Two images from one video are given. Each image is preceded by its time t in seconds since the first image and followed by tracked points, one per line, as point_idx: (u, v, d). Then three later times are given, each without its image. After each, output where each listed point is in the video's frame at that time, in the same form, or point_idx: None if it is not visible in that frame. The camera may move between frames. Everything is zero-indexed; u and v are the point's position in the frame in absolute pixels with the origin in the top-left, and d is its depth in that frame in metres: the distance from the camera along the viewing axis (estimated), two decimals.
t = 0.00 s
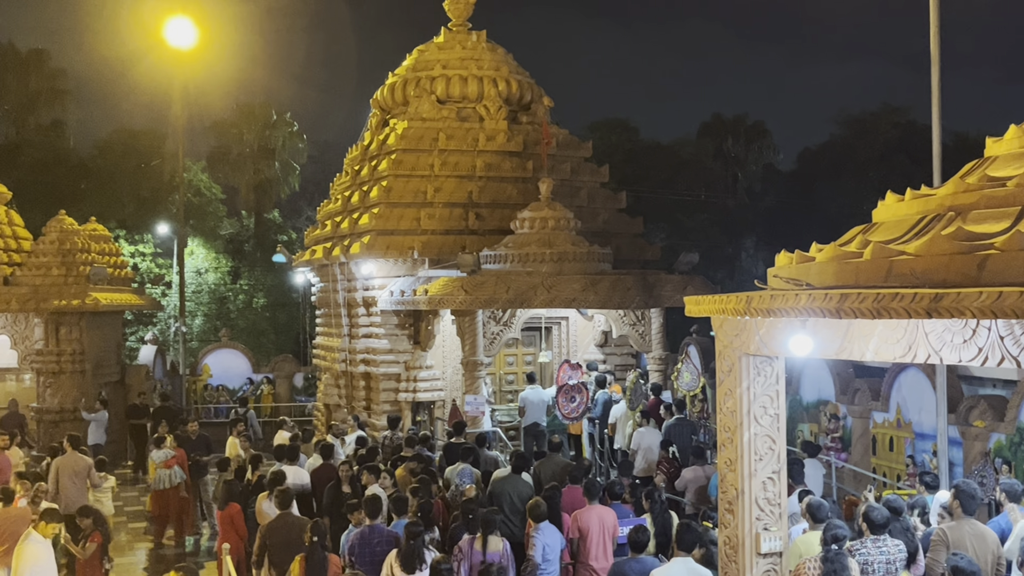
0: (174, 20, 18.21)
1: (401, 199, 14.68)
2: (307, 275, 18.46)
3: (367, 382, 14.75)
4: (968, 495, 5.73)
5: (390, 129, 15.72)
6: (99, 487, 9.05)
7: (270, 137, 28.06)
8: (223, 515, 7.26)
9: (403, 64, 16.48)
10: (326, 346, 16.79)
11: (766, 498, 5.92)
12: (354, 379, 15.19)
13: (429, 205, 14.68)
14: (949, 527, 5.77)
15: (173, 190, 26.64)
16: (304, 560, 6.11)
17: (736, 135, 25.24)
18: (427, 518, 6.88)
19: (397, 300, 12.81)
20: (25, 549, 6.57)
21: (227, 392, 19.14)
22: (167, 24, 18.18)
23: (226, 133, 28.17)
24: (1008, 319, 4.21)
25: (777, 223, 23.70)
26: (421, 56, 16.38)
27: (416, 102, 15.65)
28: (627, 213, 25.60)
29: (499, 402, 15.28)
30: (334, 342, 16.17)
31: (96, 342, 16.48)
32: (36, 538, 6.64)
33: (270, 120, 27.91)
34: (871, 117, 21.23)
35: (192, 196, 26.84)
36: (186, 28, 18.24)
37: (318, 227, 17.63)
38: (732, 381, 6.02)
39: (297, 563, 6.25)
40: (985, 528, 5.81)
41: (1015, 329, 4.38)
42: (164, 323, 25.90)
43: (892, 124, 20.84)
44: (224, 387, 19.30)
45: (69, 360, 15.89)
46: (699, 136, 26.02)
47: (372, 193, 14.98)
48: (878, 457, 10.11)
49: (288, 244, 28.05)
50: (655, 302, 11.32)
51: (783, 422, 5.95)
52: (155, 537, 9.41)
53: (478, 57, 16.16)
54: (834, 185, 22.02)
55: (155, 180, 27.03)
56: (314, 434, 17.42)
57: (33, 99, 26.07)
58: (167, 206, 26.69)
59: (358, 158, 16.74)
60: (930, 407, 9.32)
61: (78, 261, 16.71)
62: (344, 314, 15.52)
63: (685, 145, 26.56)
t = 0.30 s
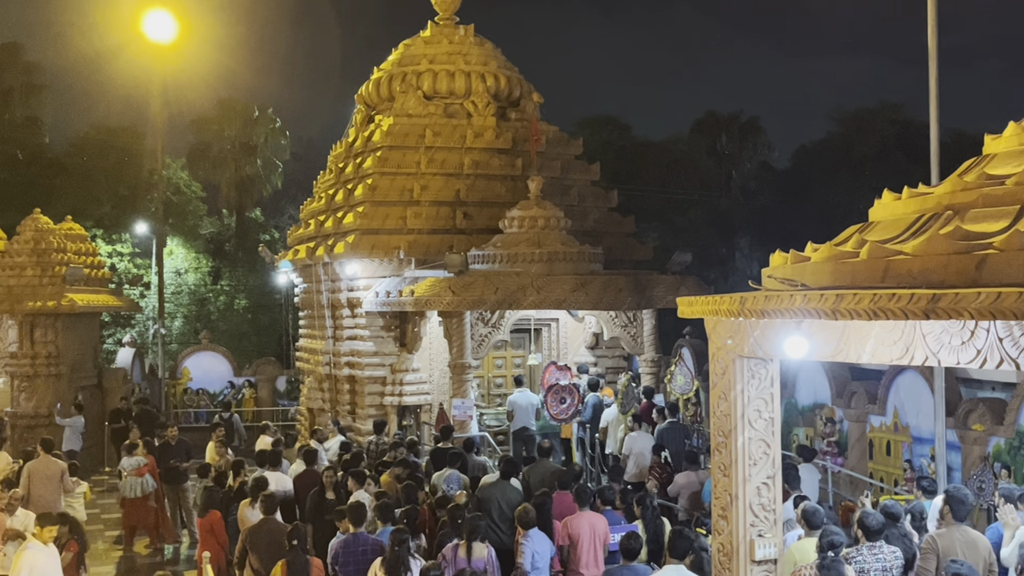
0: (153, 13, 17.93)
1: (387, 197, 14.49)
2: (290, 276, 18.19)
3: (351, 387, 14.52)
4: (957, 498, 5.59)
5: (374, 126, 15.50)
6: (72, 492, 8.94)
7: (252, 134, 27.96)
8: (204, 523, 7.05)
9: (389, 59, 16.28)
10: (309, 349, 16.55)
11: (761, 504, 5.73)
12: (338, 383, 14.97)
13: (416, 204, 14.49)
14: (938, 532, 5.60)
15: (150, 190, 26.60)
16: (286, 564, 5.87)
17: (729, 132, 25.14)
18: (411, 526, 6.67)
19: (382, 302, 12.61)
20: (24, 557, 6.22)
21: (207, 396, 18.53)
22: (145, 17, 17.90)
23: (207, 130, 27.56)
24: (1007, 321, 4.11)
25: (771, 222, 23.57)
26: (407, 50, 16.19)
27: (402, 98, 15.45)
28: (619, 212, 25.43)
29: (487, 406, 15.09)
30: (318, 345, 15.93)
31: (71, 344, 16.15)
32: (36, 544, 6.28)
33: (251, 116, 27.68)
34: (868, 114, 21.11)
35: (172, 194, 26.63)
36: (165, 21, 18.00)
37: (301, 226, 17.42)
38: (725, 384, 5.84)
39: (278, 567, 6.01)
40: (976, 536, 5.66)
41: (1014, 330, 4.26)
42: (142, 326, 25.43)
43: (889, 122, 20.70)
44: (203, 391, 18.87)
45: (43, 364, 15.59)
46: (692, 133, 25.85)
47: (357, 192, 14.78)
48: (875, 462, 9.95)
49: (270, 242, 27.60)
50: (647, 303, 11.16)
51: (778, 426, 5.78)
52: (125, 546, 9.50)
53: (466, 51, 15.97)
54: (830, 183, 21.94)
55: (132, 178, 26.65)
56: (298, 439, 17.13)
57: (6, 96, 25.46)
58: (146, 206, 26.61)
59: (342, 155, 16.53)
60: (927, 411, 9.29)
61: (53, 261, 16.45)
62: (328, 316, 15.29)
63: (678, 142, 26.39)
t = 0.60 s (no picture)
0: (131, 7, 17.60)
1: (373, 198, 14.25)
2: (274, 281, 17.92)
3: (336, 395, 14.29)
4: (957, 510, 5.30)
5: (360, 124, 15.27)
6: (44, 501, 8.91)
7: (233, 132, 27.49)
8: (182, 535, 6.80)
9: (375, 55, 16.02)
10: (293, 355, 16.28)
11: (760, 515, 5.50)
12: (322, 391, 14.73)
13: (403, 204, 14.26)
14: (937, 546, 5.32)
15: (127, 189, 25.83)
16: None
17: (727, 131, 24.87)
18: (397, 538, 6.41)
19: (368, 306, 12.38)
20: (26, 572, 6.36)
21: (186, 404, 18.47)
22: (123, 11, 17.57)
23: (185, 126, 27.41)
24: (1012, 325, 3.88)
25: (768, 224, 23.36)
26: (394, 46, 15.95)
27: (389, 95, 15.20)
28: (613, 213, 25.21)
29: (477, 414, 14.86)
30: (301, 352, 15.67)
31: (46, 350, 15.78)
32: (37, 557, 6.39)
33: (232, 114, 27.29)
34: (869, 113, 20.91)
35: (150, 195, 26.32)
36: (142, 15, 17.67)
37: (284, 228, 17.16)
38: (723, 391, 5.60)
39: None
40: (976, 546, 5.33)
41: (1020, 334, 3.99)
42: (119, 331, 25.07)
43: (889, 121, 20.48)
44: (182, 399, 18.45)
45: (17, 371, 15.22)
46: (688, 132, 25.61)
47: (342, 192, 14.54)
48: (876, 471, 9.76)
49: (253, 244, 27.31)
50: (642, 307, 10.93)
51: (777, 433, 5.54)
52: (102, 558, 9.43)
53: (455, 48, 15.72)
54: (829, 183, 21.74)
55: (109, 178, 25.85)
56: (282, 448, 16.82)
57: None
58: (122, 206, 25.76)
59: (327, 155, 16.26)
60: (931, 418, 9.06)
61: (25, 264, 15.95)
62: (311, 320, 15.02)
63: (673, 142, 26.15)
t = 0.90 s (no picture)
0: (115, 9, 17.39)
1: (363, 202, 14.13)
2: (261, 287, 17.77)
3: (325, 403, 14.16)
4: (955, 522, 5.18)
5: (350, 128, 15.15)
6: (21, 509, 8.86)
7: (220, 136, 27.09)
8: (167, 546, 6.64)
9: (365, 58, 15.90)
10: (281, 363, 16.15)
11: (756, 525, 5.36)
12: (311, 400, 14.60)
13: (393, 209, 14.13)
14: (935, 557, 5.16)
15: (111, 194, 25.62)
16: None
17: (722, 135, 24.78)
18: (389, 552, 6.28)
19: (358, 313, 12.24)
20: None
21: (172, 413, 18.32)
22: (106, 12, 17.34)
23: (170, 130, 26.74)
24: (1012, 331, 3.78)
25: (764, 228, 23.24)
26: (383, 48, 15.83)
27: (378, 98, 15.07)
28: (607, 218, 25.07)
29: (469, 422, 14.74)
30: (289, 359, 15.52)
31: (28, 358, 15.50)
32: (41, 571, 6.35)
33: (219, 118, 26.88)
34: (867, 116, 20.84)
35: (134, 200, 26.01)
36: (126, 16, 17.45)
37: (271, 233, 17.01)
38: (719, 399, 5.47)
39: None
40: (976, 557, 5.19)
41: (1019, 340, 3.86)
42: (102, 339, 24.96)
43: (887, 124, 20.39)
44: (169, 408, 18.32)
45: None
46: (683, 135, 25.52)
47: (331, 197, 14.41)
48: (875, 480, 9.67)
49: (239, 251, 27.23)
50: (637, 313, 10.82)
51: (774, 442, 5.41)
52: (84, 571, 9.38)
53: (445, 50, 15.60)
54: (826, 187, 21.66)
55: (93, 182, 25.56)
56: (269, 457, 16.63)
57: None
58: (107, 211, 25.60)
59: (316, 158, 16.12)
60: (930, 426, 8.98)
61: (10, 271, 15.69)
62: (299, 327, 14.92)
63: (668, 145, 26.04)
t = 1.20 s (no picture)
0: (103, 16, 17.31)
1: (354, 211, 14.05)
2: (251, 298, 17.71)
3: (315, 415, 14.06)
4: (954, 535, 5.08)
5: (341, 136, 15.08)
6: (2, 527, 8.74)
7: (208, 145, 27.23)
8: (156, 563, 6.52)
9: (356, 65, 15.83)
10: (270, 375, 16.05)
11: (753, 538, 5.26)
12: (301, 412, 14.52)
13: (385, 218, 14.05)
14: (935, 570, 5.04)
15: (99, 205, 25.55)
16: None
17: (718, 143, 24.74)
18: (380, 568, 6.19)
19: (349, 323, 12.16)
20: None
21: (160, 426, 18.47)
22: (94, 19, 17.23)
23: (160, 138, 26.87)
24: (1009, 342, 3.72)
25: (759, 237, 23.17)
26: (375, 56, 15.76)
27: (370, 106, 15.01)
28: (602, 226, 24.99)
29: (462, 435, 14.65)
30: (279, 370, 15.43)
31: (14, 369, 15.33)
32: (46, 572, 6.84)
33: (208, 125, 27.03)
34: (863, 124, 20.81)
35: (122, 209, 25.73)
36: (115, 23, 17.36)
37: (261, 243, 16.93)
38: (714, 410, 5.38)
39: None
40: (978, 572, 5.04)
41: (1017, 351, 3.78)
42: (89, 350, 24.71)
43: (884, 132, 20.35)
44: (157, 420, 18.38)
45: None
46: (678, 143, 25.48)
47: (322, 206, 14.32)
48: (873, 493, 9.60)
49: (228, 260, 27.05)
50: (631, 324, 10.76)
51: (770, 455, 5.32)
52: None
53: (438, 58, 15.55)
54: (821, 196, 21.61)
55: (81, 192, 25.45)
56: (258, 471, 16.50)
57: None
58: (95, 221, 25.52)
59: (307, 167, 16.04)
60: (928, 438, 8.92)
61: None
62: (289, 338, 14.91)
63: (662, 153, 25.99)
